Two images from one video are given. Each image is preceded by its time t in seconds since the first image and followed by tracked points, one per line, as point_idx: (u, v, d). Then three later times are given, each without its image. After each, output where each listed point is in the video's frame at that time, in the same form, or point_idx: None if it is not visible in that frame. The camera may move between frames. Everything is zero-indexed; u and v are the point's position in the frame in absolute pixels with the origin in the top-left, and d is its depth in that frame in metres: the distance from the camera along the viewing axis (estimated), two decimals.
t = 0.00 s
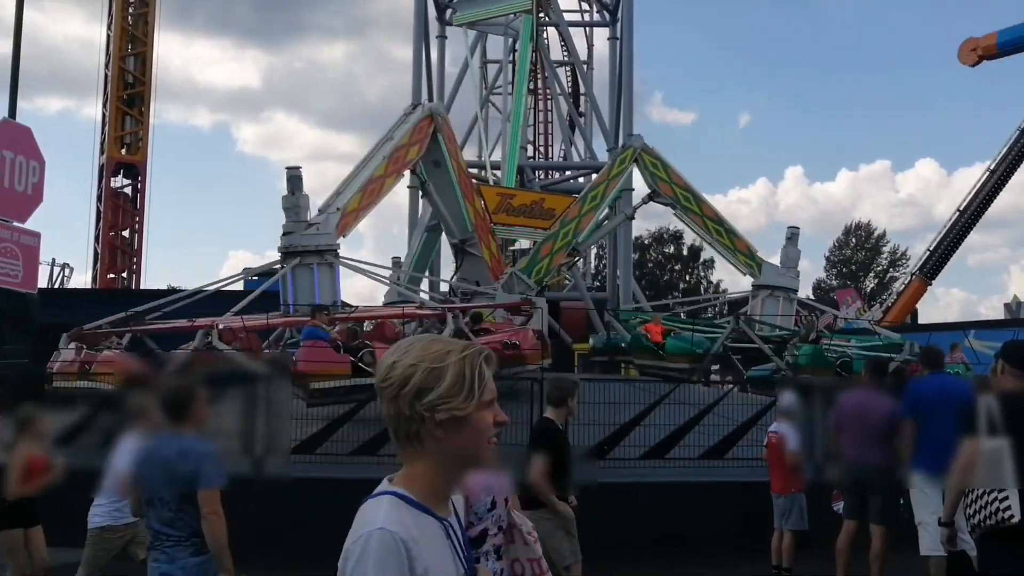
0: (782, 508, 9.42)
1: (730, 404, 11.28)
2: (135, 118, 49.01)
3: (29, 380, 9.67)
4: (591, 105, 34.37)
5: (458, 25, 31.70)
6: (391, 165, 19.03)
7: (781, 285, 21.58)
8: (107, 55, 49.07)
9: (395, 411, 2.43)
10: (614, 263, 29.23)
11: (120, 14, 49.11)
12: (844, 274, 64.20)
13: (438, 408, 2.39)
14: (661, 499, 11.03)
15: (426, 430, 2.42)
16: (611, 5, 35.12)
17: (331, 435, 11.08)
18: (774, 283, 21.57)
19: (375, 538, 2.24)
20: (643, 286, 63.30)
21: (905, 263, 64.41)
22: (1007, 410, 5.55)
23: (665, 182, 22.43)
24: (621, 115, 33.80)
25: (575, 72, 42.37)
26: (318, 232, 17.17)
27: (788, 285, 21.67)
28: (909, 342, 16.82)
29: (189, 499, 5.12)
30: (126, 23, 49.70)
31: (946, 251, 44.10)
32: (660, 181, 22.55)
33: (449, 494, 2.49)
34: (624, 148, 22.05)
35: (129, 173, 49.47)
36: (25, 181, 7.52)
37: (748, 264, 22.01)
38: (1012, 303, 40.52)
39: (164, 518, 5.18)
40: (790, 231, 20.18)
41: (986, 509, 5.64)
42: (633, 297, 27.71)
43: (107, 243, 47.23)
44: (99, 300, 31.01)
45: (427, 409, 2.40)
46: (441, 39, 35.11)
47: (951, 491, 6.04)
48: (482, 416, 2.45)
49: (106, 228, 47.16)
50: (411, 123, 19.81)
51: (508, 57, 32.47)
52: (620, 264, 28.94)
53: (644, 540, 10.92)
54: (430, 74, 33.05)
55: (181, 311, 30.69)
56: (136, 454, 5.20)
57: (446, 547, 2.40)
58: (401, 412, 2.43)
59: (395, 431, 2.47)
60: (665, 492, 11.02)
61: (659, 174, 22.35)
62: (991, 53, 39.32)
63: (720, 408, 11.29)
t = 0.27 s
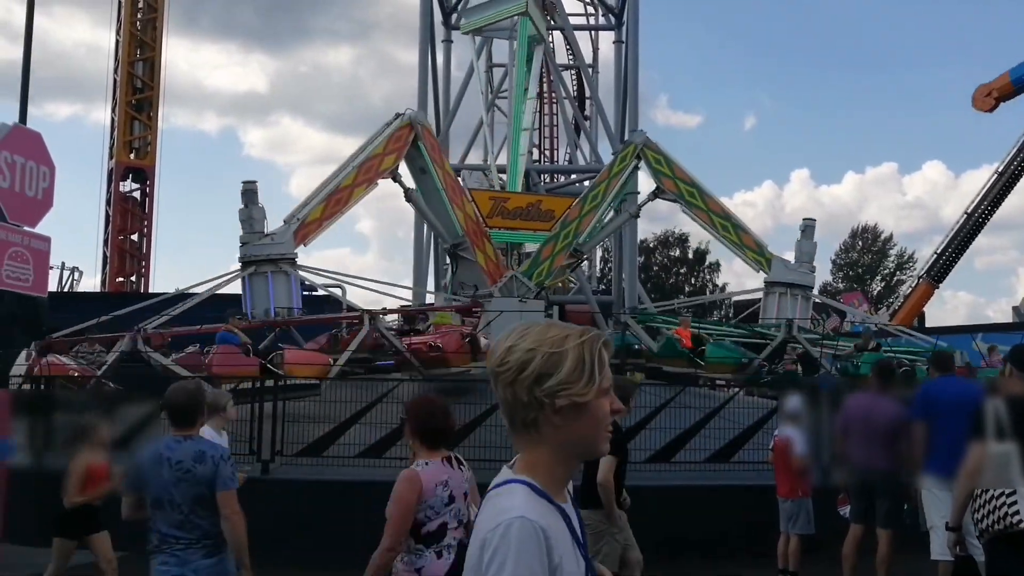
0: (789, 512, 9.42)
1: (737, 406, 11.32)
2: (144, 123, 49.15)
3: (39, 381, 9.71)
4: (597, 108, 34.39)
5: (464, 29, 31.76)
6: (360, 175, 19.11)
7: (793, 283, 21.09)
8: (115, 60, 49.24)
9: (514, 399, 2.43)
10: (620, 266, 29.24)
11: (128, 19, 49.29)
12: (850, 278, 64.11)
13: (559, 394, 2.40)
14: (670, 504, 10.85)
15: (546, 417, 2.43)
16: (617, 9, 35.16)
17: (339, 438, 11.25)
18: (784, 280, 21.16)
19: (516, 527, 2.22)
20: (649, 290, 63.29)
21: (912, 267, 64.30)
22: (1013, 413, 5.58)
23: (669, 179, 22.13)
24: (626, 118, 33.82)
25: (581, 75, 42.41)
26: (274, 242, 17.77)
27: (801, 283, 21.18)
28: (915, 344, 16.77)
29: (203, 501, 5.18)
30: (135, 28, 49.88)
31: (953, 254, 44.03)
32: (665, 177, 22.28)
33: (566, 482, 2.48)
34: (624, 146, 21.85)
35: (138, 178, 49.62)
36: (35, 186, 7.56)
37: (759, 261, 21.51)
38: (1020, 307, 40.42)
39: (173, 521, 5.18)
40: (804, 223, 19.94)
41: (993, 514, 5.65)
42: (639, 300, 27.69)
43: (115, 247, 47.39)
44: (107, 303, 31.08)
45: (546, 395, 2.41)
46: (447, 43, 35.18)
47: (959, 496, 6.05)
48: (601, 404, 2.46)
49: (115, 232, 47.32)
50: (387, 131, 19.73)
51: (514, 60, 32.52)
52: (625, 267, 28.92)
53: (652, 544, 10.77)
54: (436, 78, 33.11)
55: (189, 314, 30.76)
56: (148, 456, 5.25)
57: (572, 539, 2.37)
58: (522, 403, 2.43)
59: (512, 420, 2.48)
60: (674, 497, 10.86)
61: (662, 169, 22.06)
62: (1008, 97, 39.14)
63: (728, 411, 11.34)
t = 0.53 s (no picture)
0: (788, 518, 9.44)
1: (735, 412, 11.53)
2: (143, 128, 49.21)
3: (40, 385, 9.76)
4: (595, 114, 34.45)
5: (463, 34, 31.80)
6: (333, 189, 20.07)
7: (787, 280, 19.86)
8: (114, 66, 49.32)
9: (624, 411, 2.55)
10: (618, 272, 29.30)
11: (127, 25, 49.32)
12: (849, 283, 64.18)
13: (671, 404, 2.51)
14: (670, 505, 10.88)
15: (656, 430, 2.55)
16: (615, 14, 35.23)
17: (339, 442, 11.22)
18: (774, 276, 19.95)
19: (640, 530, 2.33)
20: (648, 295, 63.34)
21: (910, 272, 64.38)
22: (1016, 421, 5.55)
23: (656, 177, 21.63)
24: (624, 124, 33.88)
25: (579, 81, 42.49)
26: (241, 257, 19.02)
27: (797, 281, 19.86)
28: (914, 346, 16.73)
29: (210, 506, 5.27)
30: (134, 34, 49.94)
31: (952, 260, 44.09)
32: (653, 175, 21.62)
33: (678, 489, 2.59)
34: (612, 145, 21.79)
35: (137, 183, 49.65)
36: (36, 192, 7.58)
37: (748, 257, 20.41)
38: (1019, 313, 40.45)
39: (177, 528, 5.21)
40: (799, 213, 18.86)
41: (994, 520, 5.69)
42: (637, 305, 27.71)
43: (115, 252, 47.40)
44: (105, 308, 31.08)
45: (659, 406, 2.52)
46: (445, 48, 35.24)
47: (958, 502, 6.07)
48: (711, 415, 2.57)
49: (114, 237, 47.34)
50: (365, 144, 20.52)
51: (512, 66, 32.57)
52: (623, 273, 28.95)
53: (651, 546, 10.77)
54: (434, 84, 33.16)
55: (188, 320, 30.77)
56: (149, 463, 5.22)
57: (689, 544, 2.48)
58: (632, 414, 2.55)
59: (624, 432, 2.60)
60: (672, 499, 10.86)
61: (650, 167, 21.43)
62: None
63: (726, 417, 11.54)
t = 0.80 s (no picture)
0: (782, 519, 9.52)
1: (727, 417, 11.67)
2: (138, 132, 49.11)
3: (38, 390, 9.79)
4: (589, 117, 34.49)
5: (458, 37, 31.82)
6: (311, 200, 20.64)
7: (762, 275, 19.11)
8: (109, 70, 49.23)
9: (761, 418, 2.97)
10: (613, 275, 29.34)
11: (122, 30, 49.28)
12: (843, 285, 64.27)
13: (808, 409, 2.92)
14: (665, 506, 10.85)
15: (792, 436, 2.97)
16: (609, 17, 35.29)
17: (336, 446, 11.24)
18: (748, 272, 19.23)
19: (808, 522, 2.68)
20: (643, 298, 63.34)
21: (905, 274, 64.48)
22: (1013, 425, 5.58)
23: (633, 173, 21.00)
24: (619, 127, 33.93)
25: (573, 84, 42.53)
26: (221, 268, 19.65)
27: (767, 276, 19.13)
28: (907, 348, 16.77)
29: (209, 509, 5.65)
30: (128, 39, 49.87)
31: (948, 262, 44.18)
32: (632, 172, 21.20)
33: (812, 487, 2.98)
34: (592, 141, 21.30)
35: (131, 187, 49.52)
36: (34, 197, 7.58)
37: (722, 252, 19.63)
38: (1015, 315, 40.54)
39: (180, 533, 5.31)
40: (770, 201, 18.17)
41: (990, 523, 5.87)
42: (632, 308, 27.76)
43: (109, 256, 47.29)
44: (100, 313, 31.01)
45: (795, 414, 2.93)
46: (439, 52, 35.26)
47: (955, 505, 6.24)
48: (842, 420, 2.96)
49: (109, 241, 47.22)
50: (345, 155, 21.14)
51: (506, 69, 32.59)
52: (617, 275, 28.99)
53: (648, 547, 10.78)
54: (428, 87, 33.17)
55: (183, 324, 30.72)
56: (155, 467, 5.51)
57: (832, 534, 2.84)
58: (769, 429, 2.96)
59: (764, 442, 3.01)
60: (668, 501, 10.84)
61: (626, 162, 21.07)
62: None
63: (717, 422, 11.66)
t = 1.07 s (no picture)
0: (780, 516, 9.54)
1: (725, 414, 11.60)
2: (133, 132, 49.10)
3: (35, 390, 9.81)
4: (584, 116, 34.49)
5: (453, 37, 31.83)
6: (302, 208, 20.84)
7: (721, 268, 17.57)
8: (104, 70, 49.19)
9: (891, 407, 3.01)
10: (609, 274, 29.34)
11: (117, 29, 49.26)
12: (838, 285, 64.37)
13: (935, 399, 2.99)
14: (662, 505, 10.91)
15: (918, 427, 3.02)
16: (604, 16, 35.32)
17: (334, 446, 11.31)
18: (709, 263, 17.60)
19: (915, 515, 2.92)
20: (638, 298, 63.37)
21: (900, 274, 64.61)
22: (1001, 424, 5.14)
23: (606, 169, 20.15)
24: (614, 126, 33.94)
25: (568, 83, 42.58)
26: (215, 275, 20.04)
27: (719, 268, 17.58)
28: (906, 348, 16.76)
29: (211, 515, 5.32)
30: (124, 38, 49.84)
31: (942, 262, 44.28)
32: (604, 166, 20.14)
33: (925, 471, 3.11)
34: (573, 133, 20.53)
35: (127, 187, 49.52)
36: (30, 196, 7.57)
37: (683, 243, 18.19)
38: (1009, 315, 40.62)
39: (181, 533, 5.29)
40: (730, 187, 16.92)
41: (979, 521, 5.65)
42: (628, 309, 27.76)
43: (105, 255, 47.29)
44: (96, 312, 30.99)
45: (924, 404, 3.00)
46: (434, 51, 35.28)
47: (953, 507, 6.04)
48: (960, 413, 3.06)
49: (104, 240, 47.21)
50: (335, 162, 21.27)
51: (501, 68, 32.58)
52: (613, 273, 28.98)
53: (643, 546, 10.84)
54: (424, 87, 33.18)
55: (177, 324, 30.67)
56: (150, 467, 5.25)
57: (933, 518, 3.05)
58: (879, 429, 3.09)
59: (883, 431, 3.08)
60: (665, 501, 10.91)
61: (598, 156, 20.09)
62: None
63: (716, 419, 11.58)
